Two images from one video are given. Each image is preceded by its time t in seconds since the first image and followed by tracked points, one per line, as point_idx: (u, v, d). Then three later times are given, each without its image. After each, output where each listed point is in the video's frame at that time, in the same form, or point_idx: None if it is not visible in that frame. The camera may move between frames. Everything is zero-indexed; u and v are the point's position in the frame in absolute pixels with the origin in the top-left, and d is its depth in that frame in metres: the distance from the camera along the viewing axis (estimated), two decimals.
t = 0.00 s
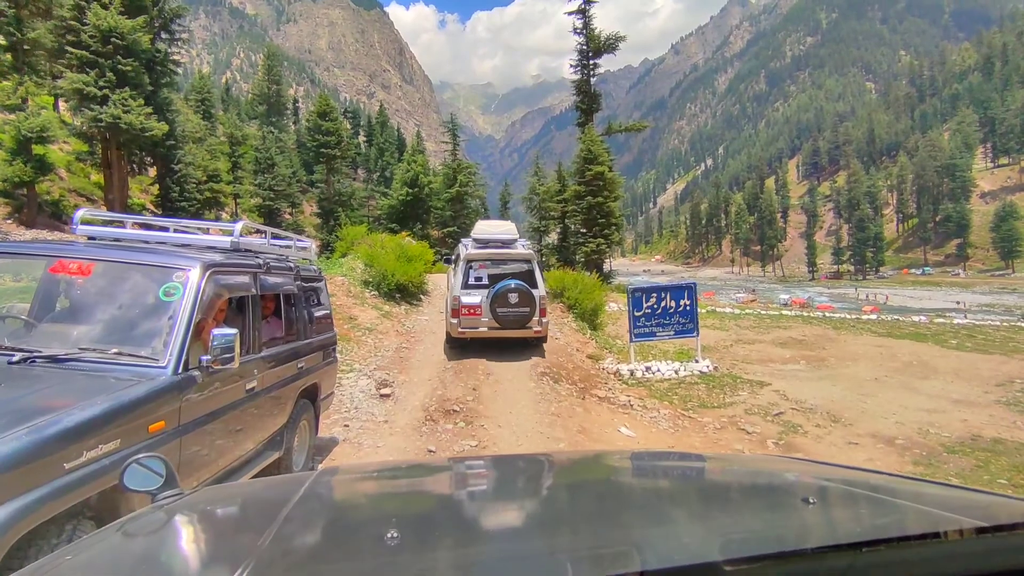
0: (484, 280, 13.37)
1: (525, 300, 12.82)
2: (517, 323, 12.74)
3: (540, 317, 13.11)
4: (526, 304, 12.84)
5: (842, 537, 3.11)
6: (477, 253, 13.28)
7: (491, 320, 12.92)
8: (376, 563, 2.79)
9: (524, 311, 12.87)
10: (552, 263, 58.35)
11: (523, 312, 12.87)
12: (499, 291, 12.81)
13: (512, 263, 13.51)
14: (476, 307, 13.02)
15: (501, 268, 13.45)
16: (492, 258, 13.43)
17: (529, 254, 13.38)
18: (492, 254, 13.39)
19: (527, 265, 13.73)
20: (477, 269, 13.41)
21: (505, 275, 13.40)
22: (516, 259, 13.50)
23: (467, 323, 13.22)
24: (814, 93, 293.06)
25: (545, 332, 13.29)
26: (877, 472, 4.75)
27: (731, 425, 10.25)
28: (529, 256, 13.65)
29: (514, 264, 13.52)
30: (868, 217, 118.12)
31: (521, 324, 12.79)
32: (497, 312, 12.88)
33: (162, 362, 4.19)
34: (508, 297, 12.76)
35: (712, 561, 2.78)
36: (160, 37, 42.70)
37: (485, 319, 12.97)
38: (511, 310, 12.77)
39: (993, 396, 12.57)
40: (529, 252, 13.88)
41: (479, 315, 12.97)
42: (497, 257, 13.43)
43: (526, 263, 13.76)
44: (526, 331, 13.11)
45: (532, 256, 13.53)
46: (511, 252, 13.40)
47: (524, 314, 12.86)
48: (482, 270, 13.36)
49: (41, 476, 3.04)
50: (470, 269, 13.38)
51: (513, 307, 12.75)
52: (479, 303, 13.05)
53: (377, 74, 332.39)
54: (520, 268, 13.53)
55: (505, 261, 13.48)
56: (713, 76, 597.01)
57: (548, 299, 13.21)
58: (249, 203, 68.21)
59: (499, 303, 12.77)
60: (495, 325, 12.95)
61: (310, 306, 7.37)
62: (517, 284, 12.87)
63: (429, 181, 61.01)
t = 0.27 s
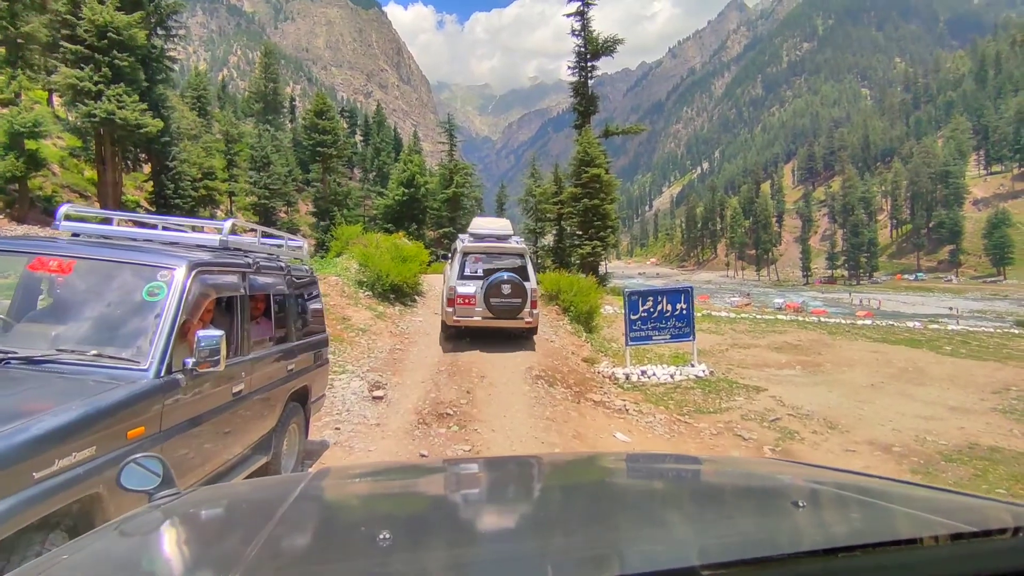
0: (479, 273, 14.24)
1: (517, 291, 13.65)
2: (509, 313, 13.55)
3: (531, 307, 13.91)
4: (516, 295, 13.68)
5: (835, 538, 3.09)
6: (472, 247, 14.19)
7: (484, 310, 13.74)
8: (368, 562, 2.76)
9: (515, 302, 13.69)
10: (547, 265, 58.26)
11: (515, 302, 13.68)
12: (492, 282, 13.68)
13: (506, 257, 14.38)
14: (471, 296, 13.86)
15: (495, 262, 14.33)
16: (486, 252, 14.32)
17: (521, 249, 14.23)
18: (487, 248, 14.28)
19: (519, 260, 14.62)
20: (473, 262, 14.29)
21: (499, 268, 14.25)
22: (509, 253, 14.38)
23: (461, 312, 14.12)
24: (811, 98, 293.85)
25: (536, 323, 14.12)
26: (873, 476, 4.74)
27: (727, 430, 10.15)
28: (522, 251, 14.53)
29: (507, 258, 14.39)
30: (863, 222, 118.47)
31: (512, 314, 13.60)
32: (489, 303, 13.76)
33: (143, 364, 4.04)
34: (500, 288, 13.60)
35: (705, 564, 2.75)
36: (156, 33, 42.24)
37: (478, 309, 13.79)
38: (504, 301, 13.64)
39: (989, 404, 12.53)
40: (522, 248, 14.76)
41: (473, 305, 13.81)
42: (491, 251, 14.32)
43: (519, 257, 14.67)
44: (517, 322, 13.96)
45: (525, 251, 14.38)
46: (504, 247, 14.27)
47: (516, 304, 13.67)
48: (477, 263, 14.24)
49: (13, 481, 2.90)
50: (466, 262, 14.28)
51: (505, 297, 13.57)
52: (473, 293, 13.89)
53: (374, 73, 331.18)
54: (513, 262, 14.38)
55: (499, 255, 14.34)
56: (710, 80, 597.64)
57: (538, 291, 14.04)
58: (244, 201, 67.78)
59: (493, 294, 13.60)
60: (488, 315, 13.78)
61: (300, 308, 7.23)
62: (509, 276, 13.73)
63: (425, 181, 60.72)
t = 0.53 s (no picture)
0: (471, 271, 14.74)
1: (507, 289, 14.13)
2: (501, 311, 13.98)
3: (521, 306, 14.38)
4: (508, 293, 14.15)
5: (833, 540, 3.05)
6: (466, 246, 14.71)
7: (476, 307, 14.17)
8: (367, 566, 2.74)
9: (507, 299, 14.16)
10: (541, 267, 58.11)
11: (505, 300, 14.15)
12: (485, 280, 14.08)
13: (498, 258, 14.92)
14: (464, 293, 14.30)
15: (487, 261, 14.84)
16: (479, 252, 14.84)
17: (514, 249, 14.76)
18: (481, 249, 14.79)
19: (511, 259, 15.10)
20: (466, 261, 14.79)
21: (491, 268, 14.76)
22: (501, 254, 14.91)
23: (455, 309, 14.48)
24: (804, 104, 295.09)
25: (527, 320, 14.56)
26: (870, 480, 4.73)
27: (725, 438, 9.96)
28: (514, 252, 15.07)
29: (499, 258, 14.92)
30: (855, 228, 118.98)
31: (502, 312, 14.07)
32: (483, 301, 14.15)
33: (115, 371, 3.79)
34: (492, 286, 14.10)
35: (698, 562, 2.75)
36: (148, 30, 41.48)
37: (471, 306, 14.22)
38: (496, 298, 14.06)
39: (987, 412, 12.42)
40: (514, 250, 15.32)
41: (465, 302, 14.25)
42: (484, 251, 14.82)
43: (510, 256, 15.17)
44: (509, 319, 14.38)
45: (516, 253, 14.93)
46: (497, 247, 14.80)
47: (506, 303, 14.15)
48: (470, 262, 14.74)
49: None
50: (460, 261, 14.79)
51: (497, 295, 14.03)
52: (466, 290, 14.34)
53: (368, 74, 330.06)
54: (505, 262, 14.91)
55: (492, 255, 14.88)
56: (704, 85, 598.48)
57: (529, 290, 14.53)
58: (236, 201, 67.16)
59: (485, 291, 14.08)
60: (480, 312, 14.23)
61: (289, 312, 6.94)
62: (501, 274, 14.21)
63: (419, 182, 60.36)
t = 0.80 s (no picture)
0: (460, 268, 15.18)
1: (495, 284, 14.54)
2: (489, 306, 14.47)
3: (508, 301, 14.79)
4: (495, 288, 14.55)
5: (838, 553, 2.94)
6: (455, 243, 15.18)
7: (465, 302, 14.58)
8: None
9: (494, 294, 14.56)
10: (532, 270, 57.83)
11: (493, 295, 14.55)
12: (474, 276, 14.57)
13: (485, 254, 15.40)
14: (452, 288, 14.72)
15: (475, 258, 15.30)
16: (468, 249, 15.31)
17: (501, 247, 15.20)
18: (469, 245, 15.24)
19: (499, 257, 15.58)
20: (455, 258, 15.26)
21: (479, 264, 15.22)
22: (489, 251, 15.38)
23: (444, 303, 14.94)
24: (793, 110, 296.88)
25: (513, 316, 15.00)
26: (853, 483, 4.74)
27: (723, 447, 9.65)
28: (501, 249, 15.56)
29: (487, 255, 15.38)
30: (842, 233, 119.76)
31: (490, 306, 14.48)
32: (471, 296, 14.63)
33: (57, 380, 3.37)
34: (480, 281, 14.52)
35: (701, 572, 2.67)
36: (135, 25, 40.99)
37: (459, 300, 14.65)
38: (484, 294, 14.53)
39: (986, 421, 12.21)
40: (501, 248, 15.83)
41: (454, 296, 14.66)
42: (473, 248, 15.29)
43: (498, 254, 15.68)
44: (496, 314, 14.83)
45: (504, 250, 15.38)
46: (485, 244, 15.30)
47: (494, 297, 14.55)
48: (459, 259, 15.20)
49: None
50: (449, 258, 15.25)
51: (484, 290, 14.44)
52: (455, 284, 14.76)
53: (360, 75, 328.56)
54: (493, 260, 15.37)
55: (480, 252, 15.37)
56: (695, 90, 599.38)
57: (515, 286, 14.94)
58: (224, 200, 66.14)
59: (473, 286, 14.48)
60: (468, 306, 14.65)
61: (268, 315, 6.52)
62: (488, 270, 14.63)
63: (410, 183, 59.83)
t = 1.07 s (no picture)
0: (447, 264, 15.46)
1: (480, 280, 14.78)
2: (475, 301, 14.69)
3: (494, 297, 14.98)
4: (481, 284, 14.79)
5: None
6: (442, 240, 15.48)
7: (450, 298, 14.84)
8: None
9: (480, 289, 14.79)
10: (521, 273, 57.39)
11: (479, 290, 14.79)
12: (460, 271, 14.81)
13: (471, 251, 15.69)
14: (439, 282, 14.94)
15: (461, 255, 15.59)
16: (454, 247, 15.63)
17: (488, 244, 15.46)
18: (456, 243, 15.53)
19: (485, 254, 15.85)
20: (443, 255, 15.56)
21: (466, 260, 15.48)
22: (476, 247, 15.68)
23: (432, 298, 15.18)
24: (781, 116, 298.61)
25: (498, 311, 15.22)
26: (844, 495, 4.76)
27: (721, 455, 9.27)
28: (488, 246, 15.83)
29: (474, 251, 15.67)
30: (829, 238, 120.49)
31: (476, 300, 14.70)
32: (457, 291, 14.88)
33: None
34: (466, 276, 14.75)
35: None
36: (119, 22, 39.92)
37: (445, 296, 14.88)
38: (470, 288, 14.77)
39: (987, 427, 11.92)
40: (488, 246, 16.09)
41: (441, 291, 14.88)
42: (460, 244, 15.57)
43: (485, 251, 15.93)
44: (482, 310, 15.04)
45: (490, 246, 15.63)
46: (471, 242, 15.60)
47: (480, 292, 14.81)
48: (446, 256, 15.49)
49: None
50: (436, 254, 15.56)
51: (470, 285, 14.68)
52: (442, 279, 14.96)
53: (350, 76, 327.08)
54: (479, 257, 15.67)
55: (466, 249, 15.66)
56: (684, 95, 599.55)
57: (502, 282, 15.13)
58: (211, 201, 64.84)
59: (460, 282, 14.74)
60: (454, 301, 14.90)
61: (236, 313, 6.03)
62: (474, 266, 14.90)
63: (398, 185, 59.28)
